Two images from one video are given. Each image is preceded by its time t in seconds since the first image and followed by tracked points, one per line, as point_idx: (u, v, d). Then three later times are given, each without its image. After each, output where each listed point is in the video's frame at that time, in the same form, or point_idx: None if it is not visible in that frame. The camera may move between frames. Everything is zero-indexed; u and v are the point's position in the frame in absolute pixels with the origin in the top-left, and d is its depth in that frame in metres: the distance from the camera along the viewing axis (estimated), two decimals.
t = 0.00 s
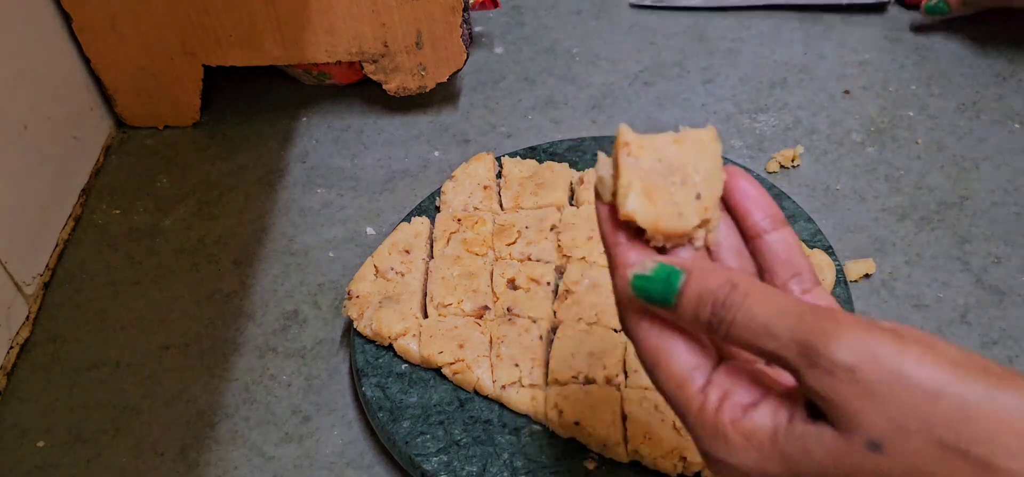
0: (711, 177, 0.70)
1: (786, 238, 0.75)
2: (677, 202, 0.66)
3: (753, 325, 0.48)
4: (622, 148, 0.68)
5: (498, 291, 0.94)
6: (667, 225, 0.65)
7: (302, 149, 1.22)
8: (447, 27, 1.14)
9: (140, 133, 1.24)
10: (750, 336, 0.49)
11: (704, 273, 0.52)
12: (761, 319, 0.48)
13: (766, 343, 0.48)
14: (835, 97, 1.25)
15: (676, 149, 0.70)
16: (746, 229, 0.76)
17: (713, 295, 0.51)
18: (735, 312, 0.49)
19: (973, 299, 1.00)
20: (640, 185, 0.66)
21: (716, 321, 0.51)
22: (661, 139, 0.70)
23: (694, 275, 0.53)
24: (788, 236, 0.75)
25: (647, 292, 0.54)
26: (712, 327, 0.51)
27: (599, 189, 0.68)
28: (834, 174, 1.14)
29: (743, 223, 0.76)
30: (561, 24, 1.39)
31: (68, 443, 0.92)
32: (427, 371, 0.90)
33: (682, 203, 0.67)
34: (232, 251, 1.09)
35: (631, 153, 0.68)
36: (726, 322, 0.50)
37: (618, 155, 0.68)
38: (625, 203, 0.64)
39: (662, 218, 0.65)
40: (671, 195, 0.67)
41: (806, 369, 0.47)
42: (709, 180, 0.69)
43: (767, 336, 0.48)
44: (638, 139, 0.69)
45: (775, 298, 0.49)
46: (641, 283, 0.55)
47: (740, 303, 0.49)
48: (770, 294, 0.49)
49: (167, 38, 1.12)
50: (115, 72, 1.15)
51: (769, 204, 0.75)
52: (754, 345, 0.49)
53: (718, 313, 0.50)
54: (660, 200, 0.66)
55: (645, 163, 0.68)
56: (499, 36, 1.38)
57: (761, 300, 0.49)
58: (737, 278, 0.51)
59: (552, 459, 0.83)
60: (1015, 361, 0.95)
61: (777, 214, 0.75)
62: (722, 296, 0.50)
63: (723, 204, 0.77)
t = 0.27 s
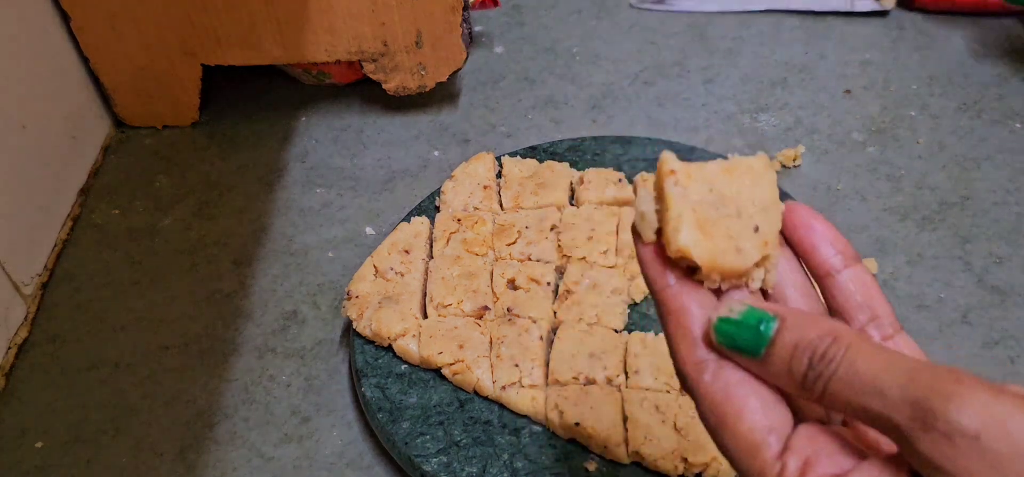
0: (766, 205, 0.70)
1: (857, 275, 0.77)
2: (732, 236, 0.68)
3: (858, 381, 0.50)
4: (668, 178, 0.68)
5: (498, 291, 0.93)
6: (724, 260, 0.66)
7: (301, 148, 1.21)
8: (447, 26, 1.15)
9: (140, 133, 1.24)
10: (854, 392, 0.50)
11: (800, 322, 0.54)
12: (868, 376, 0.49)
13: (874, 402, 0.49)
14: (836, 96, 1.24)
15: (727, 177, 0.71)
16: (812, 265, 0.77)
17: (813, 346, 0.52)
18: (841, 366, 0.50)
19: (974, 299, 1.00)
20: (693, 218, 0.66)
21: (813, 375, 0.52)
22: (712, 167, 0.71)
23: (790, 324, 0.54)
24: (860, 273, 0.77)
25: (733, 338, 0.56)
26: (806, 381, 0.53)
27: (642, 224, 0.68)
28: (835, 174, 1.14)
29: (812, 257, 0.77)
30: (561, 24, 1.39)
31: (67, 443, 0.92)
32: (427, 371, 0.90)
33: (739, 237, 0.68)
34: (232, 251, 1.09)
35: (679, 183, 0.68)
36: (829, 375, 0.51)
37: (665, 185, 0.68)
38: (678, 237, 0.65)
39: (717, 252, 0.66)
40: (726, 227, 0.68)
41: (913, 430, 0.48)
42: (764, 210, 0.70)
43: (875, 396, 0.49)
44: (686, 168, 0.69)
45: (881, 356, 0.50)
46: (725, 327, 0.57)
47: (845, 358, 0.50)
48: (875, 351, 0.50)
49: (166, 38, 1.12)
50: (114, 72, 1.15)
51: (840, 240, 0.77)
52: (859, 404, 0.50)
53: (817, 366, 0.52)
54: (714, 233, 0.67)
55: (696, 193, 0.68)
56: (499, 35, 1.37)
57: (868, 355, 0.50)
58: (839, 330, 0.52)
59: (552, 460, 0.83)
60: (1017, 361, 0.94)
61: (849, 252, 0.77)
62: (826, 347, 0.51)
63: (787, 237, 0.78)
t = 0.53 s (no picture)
0: (767, 300, 0.74)
1: (873, 377, 0.81)
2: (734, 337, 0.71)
3: None
4: (664, 280, 0.71)
5: (498, 292, 0.93)
6: (728, 362, 0.70)
7: (300, 148, 1.21)
8: (447, 26, 1.14)
9: (138, 132, 1.23)
10: None
11: (821, 443, 0.60)
12: None
13: None
14: (837, 96, 1.24)
15: (727, 273, 0.75)
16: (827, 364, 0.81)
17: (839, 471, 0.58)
18: None
19: (976, 299, 0.99)
20: (694, 321, 0.70)
21: None
22: (711, 265, 0.74)
23: (812, 441, 0.61)
24: (875, 375, 0.81)
25: (750, 456, 0.61)
26: None
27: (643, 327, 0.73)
28: (837, 173, 1.13)
29: (826, 360, 0.82)
30: (561, 23, 1.38)
31: (65, 443, 0.91)
32: (427, 372, 0.89)
33: (742, 337, 0.72)
34: (231, 251, 1.08)
35: (676, 284, 0.71)
36: None
37: (662, 286, 0.72)
38: (679, 343, 0.68)
39: (720, 355, 0.70)
40: (729, 329, 0.72)
41: None
42: (767, 304, 0.74)
43: None
44: (682, 268, 0.73)
45: None
46: (746, 441, 0.62)
47: None
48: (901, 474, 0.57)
49: (165, 37, 1.11)
50: (113, 71, 1.15)
51: (854, 343, 0.82)
52: None
53: None
54: (716, 336, 0.71)
55: (696, 294, 0.72)
56: (499, 34, 1.37)
57: None
58: (862, 453, 0.59)
59: (553, 461, 0.82)
60: (1019, 362, 0.94)
61: (863, 353, 0.82)
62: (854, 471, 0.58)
63: (802, 337, 0.83)
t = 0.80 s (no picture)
0: (749, 302, 0.71)
1: (854, 386, 0.81)
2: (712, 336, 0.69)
3: None
4: (643, 277, 0.70)
5: (498, 292, 0.93)
6: (703, 364, 0.68)
7: (299, 147, 1.20)
8: (447, 25, 1.14)
9: (138, 132, 1.23)
10: None
11: (800, 432, 0.58)
12: None
13: None
14: (838, 95, 1.24)
15: (708, 271, 0.72)
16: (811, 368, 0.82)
17: (813, 463, 0.57)
18: None
19: (978, 300, 0.99)
20: (669, 322, 0.68)
21: None
22: (693, 262, 0.72)
23: (791, 429, 0.58)
24: (857, 385, 0.81)
25: (727, 440, 0.58)
26: None
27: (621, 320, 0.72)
28: (838, 173, 1.13)
29: (810, 365, 0.82)
30: (561, 22, 1.38)
31: (65, 444, 0.91)
32: (427, 372, 0.89)
33: (721, 338, 0.69)
34: (230, 251, 1.08)
35: (655, 282, 0.69)
36: None
37: (641, 283, 0.70)
38: (652, 344, 0.67)
39: (695, 357, 0.68)
40: (705, 330, 0.69)
41: None
42: (754, 307, 0.71)
43: None
44: (662, 266, 0.70)
45: None
46: (720, 424, 0.58)
47: None
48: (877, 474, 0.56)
49: (165, 37, 1.11)
50: (113, 71, 1.14)
51: (840, 351, 0.82)
52: None
53: None
54: (693, 336, 0.68)
55: (676, 293, 0.69)
56: (499, 34, 1.36)
57: None
58: (839, 446, 0.57)
59: (553, 461, 0.82)
60: (1021, 362, 0.93)
61: (847, 362, 0.82)
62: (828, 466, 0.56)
63: (790, 338, 0.83)
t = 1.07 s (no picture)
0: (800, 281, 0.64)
1: (891, 363, 0.77)
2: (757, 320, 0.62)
3: None
4: (686, 255, 0.63)
5: (498, 292, 0.93)
6: (744, 348, 0.61)
7: (299, 147, 1.20)
8: (447, 25, 1.14)
9: (137, 132, 1.23)
10: None
11: (829, 397, 0.51)
12: None
13: None
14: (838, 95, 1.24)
15: (754, 250, 0.64)
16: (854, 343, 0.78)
17: (838, 431, 0.50)
18: (868, 465, 0.50)
19: (978, 300, 0.99)
20: (709, 302, 0.61)
21: (836, 459, 0.51)
22: (742, 237, 0.64)
23: (821, 395, 0.51)
24: (894, 362, 0.78)
25: (753, 404, 0.52)
26: (826, 462, 0.52)
27: (662, 294, 0.66)
28: (838, 173, 1.13)
29: (849, 340, 0.78)
30: (561, 22, 1.38)
31: (65, 444, 0.91)
32: (427, 372, 0.89)
33: (763, 320, 0.62)
34: (230, 251, 1.08)
35: (699, 260, 0.62)
36: (852, 462, 0.50)
37: (683, 261, 0.63)
38: (691, 325, 0.61)
39: (736, 340, 0.61)
40: (747, 311, 0.62)
41: None
42: (800, 284, 0.64)
43: None
44: (706, 242, 0.63)
45: (910, 456, 0.50)
46: (748, 386, 0.52)
47: (870, 456, 0.50)
48: (903, 448, 0.50)
49: (166, 38, 1.11)
50: (113, 71, 1.14)
51: (879, 327, 0.78)
52: None
53: (843, 455, 0.51)
54: (734, 318, 0.62)
55: (719, 272, 0.62)
56: (499, 34, 1.36)
57: (895, 456, 0.50)
58: (864, 413, 0.51)
59: (553, 461, 0.82)
60: (1021, 362, 0.93)
61: (887, 338, 0.78)
62: (851, 434, 0.50)
63: (833, 312, 0.79)
